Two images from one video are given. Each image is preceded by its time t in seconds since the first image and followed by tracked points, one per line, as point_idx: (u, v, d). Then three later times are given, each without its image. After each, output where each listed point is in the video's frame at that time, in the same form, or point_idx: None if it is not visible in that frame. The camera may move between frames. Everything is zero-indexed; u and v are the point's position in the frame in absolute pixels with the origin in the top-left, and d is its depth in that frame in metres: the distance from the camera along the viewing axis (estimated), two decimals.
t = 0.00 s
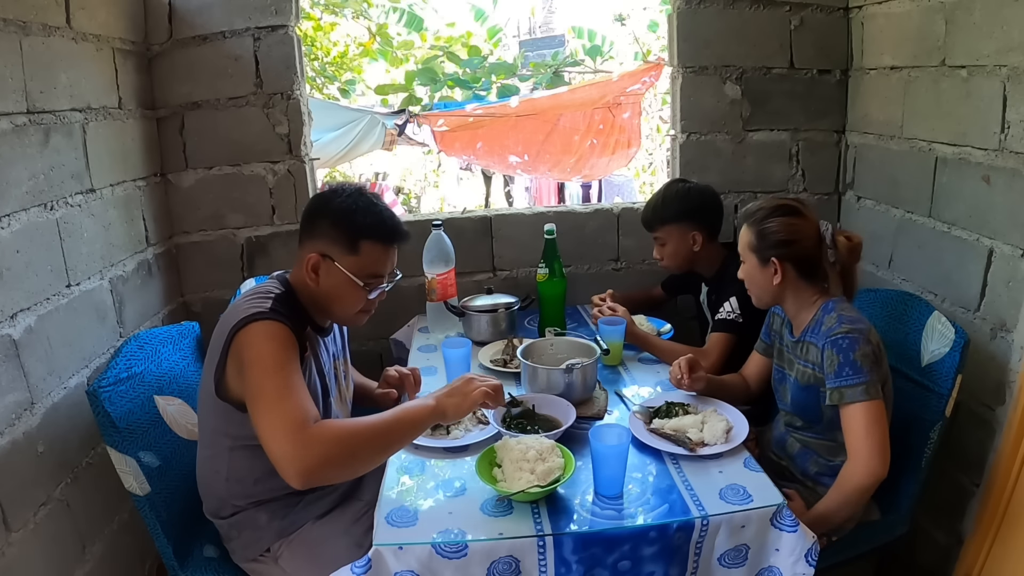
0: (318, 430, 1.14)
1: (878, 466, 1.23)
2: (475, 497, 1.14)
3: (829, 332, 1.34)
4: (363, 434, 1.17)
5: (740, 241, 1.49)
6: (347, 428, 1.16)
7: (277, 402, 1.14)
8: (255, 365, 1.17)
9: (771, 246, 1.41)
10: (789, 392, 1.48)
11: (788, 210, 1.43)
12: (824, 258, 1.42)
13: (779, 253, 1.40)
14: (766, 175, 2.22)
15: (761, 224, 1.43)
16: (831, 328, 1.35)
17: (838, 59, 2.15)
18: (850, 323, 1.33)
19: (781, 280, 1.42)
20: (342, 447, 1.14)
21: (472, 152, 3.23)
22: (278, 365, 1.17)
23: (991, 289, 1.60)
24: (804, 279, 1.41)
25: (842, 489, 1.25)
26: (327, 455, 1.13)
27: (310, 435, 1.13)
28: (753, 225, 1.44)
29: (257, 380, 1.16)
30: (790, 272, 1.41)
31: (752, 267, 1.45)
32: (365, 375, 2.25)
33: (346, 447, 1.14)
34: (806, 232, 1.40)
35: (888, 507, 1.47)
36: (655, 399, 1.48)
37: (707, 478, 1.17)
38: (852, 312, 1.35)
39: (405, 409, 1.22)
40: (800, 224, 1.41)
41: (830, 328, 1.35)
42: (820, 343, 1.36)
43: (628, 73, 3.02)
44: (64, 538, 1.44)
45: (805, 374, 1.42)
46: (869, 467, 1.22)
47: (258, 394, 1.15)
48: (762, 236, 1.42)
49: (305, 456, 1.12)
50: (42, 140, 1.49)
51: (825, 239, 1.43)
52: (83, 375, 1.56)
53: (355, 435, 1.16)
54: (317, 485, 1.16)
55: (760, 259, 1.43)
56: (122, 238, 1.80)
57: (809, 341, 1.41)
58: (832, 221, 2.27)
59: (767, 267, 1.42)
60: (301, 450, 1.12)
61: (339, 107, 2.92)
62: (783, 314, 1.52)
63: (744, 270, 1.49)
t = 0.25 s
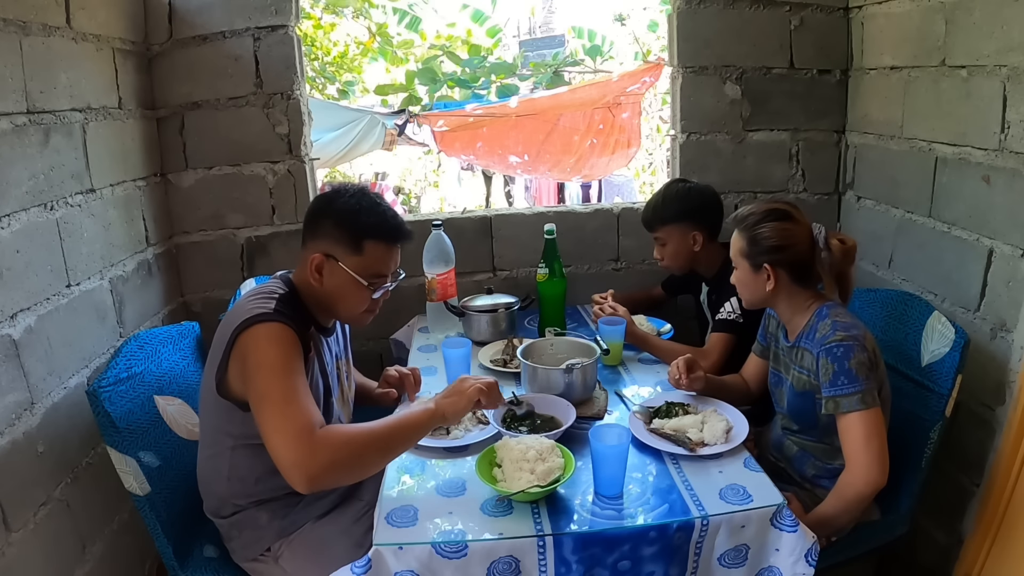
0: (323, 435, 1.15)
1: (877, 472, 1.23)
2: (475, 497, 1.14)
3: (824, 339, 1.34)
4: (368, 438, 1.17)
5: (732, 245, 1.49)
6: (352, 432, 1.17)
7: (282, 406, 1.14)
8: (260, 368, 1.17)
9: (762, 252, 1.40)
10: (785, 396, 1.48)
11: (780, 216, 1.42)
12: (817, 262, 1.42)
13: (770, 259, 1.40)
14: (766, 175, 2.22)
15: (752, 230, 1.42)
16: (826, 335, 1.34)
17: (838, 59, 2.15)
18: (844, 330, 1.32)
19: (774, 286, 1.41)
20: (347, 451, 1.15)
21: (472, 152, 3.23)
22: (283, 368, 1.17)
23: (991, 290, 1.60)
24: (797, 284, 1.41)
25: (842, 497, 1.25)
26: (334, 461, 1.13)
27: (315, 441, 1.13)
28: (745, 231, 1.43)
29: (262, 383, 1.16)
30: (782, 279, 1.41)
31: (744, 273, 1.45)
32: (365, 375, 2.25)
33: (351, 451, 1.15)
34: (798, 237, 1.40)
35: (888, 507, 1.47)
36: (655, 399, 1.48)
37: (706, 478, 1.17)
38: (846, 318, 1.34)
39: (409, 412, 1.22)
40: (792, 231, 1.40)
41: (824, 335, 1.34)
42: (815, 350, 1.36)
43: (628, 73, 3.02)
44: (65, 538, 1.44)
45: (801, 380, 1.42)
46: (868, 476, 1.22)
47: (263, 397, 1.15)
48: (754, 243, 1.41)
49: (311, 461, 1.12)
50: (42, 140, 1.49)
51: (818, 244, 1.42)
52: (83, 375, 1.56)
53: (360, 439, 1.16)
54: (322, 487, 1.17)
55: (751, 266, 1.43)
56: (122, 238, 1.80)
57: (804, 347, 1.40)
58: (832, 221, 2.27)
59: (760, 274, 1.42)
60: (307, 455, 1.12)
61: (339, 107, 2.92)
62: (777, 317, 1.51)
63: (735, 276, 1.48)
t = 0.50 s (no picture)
0: (323, 433, 1.15)
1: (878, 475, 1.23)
2: (476, 497, 1.14)
3: (823, 343, 1.33)
4: (367, 437, 1.17)
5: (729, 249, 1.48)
6: (352, 431, 1.17)
7: (282, 405, 1.14)
8: (260, 366, 1.17)
9: (759, 256, 1.40)
10: (785, 399, 1.48)
11: (777, 219, 1.41)
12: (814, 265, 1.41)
13: (767, 262, 1.40)
14: (766, 175, 2.22)
15: (749, 234, 1.42)
16: (825, 339, 1.34)
17: (838, 59, 2.15)
18: (843, 333, 1.32)
19: (771, 290, 1.41)
20: (347, 450, 1.15)
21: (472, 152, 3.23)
22: (283, 367, 1.17)
23: (991, 290, 1.60)
24: (793, 287, 1.41)
25: (843, 499, 1.26)
26: (334, 459, 1.14)
27: (315, 439, 1.14)
28: (741, 234, 1.43)
29: (262, 381, 1.16)
30: (779, 282, 1.41)
31: (741, 277, 1.44)
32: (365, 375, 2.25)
33: (351, 449, 1.15)
34: (796, 240, 1.40)
35: (888, 507, 1.47)
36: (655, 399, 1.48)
37: (707, 478, 1.17)
38: (845, 321, 1.34)
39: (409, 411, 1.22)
40: (789, 234, 1.39)
41: (823, 339, 1.34)
42: (815, 354, 1.35)
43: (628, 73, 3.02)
44: (65, 538, 1.44)
45: (801, 384, 1.41)
46: (870, 479, 1.22)
47: (263, 395, 1.15)
48: (750, 246, 1.41)
49: (310, 460, 1.12)
50: (42, 140, 1.49)
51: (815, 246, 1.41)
52: (83, 375, 1.56)
53: (359, 438, 1.16)
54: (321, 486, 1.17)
55: (748, 270, 1.42)
56: (122, 238, 1.80)
57: (803, 350, 1.40)
58: (832, 221, 2.27)
59: (757, 278, 1.42)
60: (308, 454, 1.12)
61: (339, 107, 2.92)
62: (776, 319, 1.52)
63: (733, 280, 1.48)
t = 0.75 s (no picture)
0: (326, 434, 1.15)
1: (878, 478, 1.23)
2: (476, 497, 1.14)
3: (823, 345, 1.33)
4: (370, 437, 1.17)
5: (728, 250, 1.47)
6: (354, 431, 1.17)
7: (284, 405, 1.14)
8: (262, 366, 1.17)
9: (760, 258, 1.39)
10: (784, 400, 1.48)
11: (777, 220, 1.40)
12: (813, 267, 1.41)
13: (767, 264, 1.39)
14: (766, 175, 2.22)
15: (749, 235, 1.41)
16: (825, 341, 1.34)
17: (838, 59, 2.15)
18: (843, 336, 1.32)
19: (772, 292, 1.41)
20: (350, 450, 1.15)
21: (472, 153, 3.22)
22: (284, 367, 1.17)
23: (991, 290, 1.60)
24: (794, 289, 1.40)
25: (843, 500, 1.26)
26: (336, 460, 1.13)
27: (318, 439, 1.14)
28: (741, 236, 1.42)
29: (264, 381, 1.16)
30: (779, 284, 1.40)
31: (740, 279, 1.43)
32: (364, 375, 2.25)
33: (354, 450, 1.15)
34: (797, 241, 1.39)
35: (888, 507, 1.47)
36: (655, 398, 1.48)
37: (706, 478, 1.17)
38: (845, 324, 1.34)
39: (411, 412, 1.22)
40: (788, 237, 1.38)
41: (824, 341, 1.34)
42: (815, 356, 1.35)
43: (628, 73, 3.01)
44: (65, 538, 1.44)
45: (800, 386, 1.42)
46: (871, 483, 1.22)
47: (265, 395, 1.15)
48: (750, 248, 1.40)
49: (313, 460, 1.12)
50: (42, 140, 1.49)
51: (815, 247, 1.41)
52: (83, 375, 1.56)
53: (362, 438, 1.16)
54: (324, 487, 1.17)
55: (748, 271, 1.42)
56: (122, 238, 1.80)
57: (803, 352, 1.40)
58: (832, 221, 2.27)
59: (757, 280, 1.41)
60: (310, 454, 1.12)
61: (339, 107, 2.92)
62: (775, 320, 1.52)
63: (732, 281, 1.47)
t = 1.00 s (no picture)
0: (326, 435, 1.15)
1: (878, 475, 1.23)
2: (476, 497, 1.14)
3: (823, 345, 1.34)
4: (369, 438, 1.17)
5: (733, 249, 1.47)
6: (354, 432, 1.17)
7: (284, 406, 1.14)
8: (261, 367, 1.17)
9: (771, 256, 1.39)
10: (783, 400, 1.48)
11: (787, 218, 1.40)
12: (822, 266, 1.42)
13: (777, 263, 1.39)
14: (767, 175, 2.22)
15: (758, 235, 1.40)
16: (825, 340, 1.34)
17: (838, 59, 2.15)
18: (843, 335, 1.32)
19: (779, 291, 1.40)
20: (350, 451, 1.15)
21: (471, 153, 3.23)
22: (284, 367, 1.17)
23: (991, 290, 1.60)
24: (801, 289, 1.40)
25: (843, 500, 1.26)
26: (336, 461, 1.13)
27: (317, 440, 1.13)
28: (751, 234, 1.42)
29: (264, 382, 1.16)
30: (787, 283, 1.40)
31: (747, 278, 1.43)
32: (364, 375, 2.25)
33: (354, 451, 1.15)
34: (805, 241, 1.39)
35: (888, 507, 1.47)
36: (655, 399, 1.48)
37: (706, 478, 1.17)
38: (845, 323, 1.34)
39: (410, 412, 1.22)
40: (797, 237, 1.39)
41: (824, 340, 1.34)
42: (814, 355, 1.36)
43: (628, 73, 3.01)
44: (65, 538, 1.44)
45: (799, 385, 1.42)
46: (870, 483, 1.22)
47: (265, 397, 1.15)
48: (760, 247, 1.40)
49: (313, 461, 1.12)
50: (42, 140, 1.49)
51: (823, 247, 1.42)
52: (83, 375, 1.56)
53: (361, 439, 1.16)
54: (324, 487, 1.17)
55: (757, 271, 1.41)
56: (122, 238, 1.80)
57: (802, 351, 1.40)
58: (832, 221, 2.27)
59: (765, 279, 1.41)
60: (311, 455, 1.12)
61: (339, 107, 2.92)
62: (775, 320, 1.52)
63: (736, 281, 1.46)
